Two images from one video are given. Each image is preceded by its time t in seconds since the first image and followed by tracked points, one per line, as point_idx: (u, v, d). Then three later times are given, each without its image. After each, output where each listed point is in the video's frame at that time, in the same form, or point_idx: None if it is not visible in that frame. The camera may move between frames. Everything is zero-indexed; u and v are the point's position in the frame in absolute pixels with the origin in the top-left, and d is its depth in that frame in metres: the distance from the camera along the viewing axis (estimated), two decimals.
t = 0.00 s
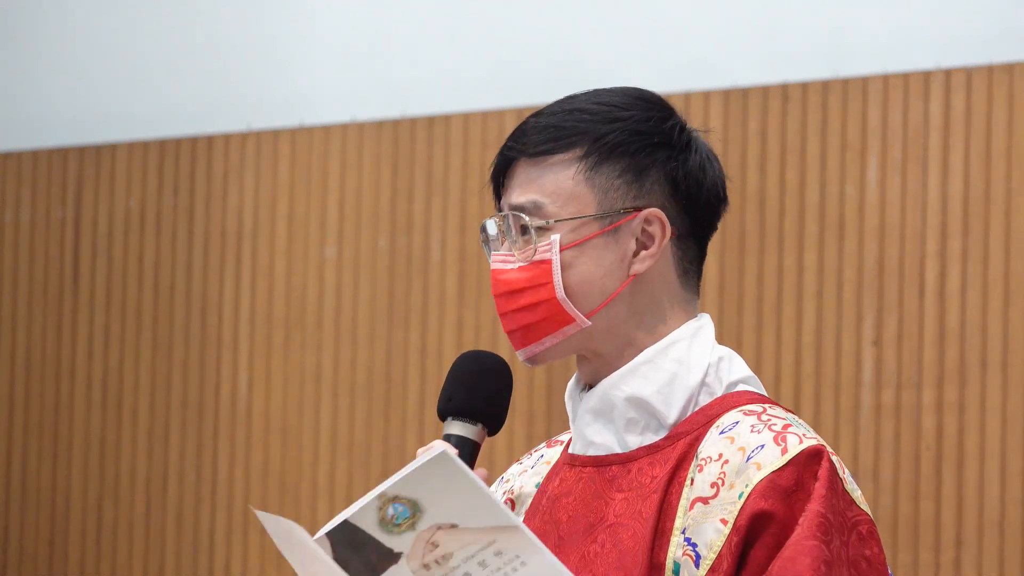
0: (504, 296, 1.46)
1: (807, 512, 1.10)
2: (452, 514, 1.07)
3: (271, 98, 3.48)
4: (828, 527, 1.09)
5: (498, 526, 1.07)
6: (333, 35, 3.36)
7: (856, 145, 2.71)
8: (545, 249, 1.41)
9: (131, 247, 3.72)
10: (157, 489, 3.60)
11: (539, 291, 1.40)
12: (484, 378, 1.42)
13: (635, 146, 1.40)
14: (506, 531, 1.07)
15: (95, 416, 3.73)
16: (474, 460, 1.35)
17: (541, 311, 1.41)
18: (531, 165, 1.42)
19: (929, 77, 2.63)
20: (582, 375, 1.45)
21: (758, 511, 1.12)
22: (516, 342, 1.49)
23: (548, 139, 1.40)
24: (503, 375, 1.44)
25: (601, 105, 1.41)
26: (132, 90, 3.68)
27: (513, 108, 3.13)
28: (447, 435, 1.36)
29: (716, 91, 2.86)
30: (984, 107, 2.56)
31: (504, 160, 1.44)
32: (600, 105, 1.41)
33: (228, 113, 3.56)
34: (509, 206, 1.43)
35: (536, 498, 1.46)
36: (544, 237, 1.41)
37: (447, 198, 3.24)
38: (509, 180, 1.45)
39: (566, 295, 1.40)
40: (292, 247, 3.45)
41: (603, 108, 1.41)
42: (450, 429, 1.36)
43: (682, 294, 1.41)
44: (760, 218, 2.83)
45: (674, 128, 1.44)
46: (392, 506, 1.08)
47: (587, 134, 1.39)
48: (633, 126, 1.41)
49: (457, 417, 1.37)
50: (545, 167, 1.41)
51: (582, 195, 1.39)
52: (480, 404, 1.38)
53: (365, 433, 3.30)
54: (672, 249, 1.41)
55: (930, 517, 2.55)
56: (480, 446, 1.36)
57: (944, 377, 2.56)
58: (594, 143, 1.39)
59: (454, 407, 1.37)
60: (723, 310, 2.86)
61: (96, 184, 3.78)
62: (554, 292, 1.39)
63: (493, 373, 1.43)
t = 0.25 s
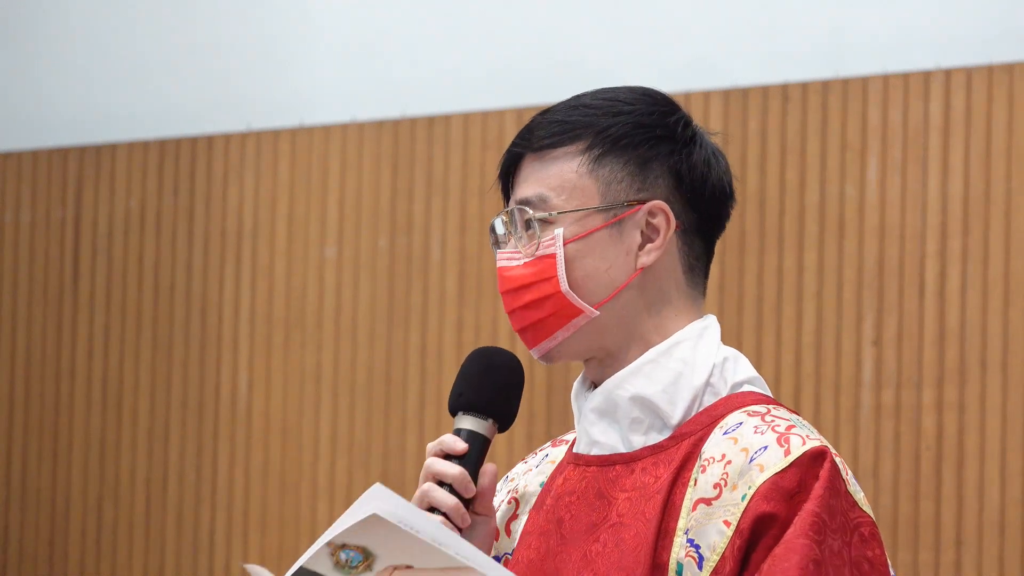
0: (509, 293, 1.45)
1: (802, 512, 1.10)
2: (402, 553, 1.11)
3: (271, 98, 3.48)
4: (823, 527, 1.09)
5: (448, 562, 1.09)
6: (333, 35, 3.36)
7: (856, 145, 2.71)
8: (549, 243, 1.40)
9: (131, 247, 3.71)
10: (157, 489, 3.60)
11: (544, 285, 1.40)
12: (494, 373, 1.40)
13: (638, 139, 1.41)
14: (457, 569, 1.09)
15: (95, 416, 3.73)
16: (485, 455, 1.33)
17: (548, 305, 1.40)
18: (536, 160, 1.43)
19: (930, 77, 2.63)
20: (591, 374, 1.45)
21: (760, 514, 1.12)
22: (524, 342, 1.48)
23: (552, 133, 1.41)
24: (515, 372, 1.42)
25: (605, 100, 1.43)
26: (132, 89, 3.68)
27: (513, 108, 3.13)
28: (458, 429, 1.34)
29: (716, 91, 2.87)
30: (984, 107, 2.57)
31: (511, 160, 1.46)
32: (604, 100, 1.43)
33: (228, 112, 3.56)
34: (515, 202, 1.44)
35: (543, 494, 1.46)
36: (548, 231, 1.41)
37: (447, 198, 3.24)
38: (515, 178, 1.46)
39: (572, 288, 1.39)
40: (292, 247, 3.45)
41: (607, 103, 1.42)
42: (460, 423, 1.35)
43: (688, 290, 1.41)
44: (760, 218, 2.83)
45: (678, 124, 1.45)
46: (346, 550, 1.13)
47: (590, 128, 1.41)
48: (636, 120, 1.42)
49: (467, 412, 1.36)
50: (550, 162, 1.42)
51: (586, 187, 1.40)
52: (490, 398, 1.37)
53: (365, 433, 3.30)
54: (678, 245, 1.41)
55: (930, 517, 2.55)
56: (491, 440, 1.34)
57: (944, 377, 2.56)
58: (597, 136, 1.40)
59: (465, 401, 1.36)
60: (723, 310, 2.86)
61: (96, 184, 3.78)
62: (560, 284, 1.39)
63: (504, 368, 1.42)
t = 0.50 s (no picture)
0: (503, 283, 1.46)
1: (801, 510, 1.10)
2: (412, 535, 1.10)
3: (271, 98, 3.48)
4: (820, 525, 1.09)
5: (458, 543, 1.09)
6: (333, 35, 3.35)
7: (856, 145, 2.71)
8: (542, 236, 1.41)
9: (131, 247, 3.71)
10: (157, 489, 3.60)
11: (535, 276, 1.41)
12: (494, 373, 1.40)
13: (639, 138, 1.41)
14: (468, 550, 1.08)
15: (95, 416, 3.73)
16: (485, 456, 1.33)
17: (537, 297, 1.41)
18: (537, 153, 1.44)
19: (930, 77, 2.63)
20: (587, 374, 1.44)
21: (760, 513, 1.12)
22: (514, 332, 1.48)
23: (554, 127, 1.42)
24: (516, 374, 1.42)
25: (610, 99, 1.43)
26: (132, 89, 3.68)
27: (513, 108, 3.13)
28: (459, 430, 1.35)
29: (716, 91, 2.87)
30: (984, 107, 2.57)
31: (514, 152, 1.47)
32: (608, 99, 1.43)
33: (228, 112, 3.56)
34: (513, 193, 1.45)
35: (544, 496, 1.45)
36: (542, 223, 1.42)
37: (447, 198, 3.24)
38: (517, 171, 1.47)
39: (561, 281, 1.40)
40: (292, 247, 3.45)
41: (611, 101, 1.43)
42: (461, 424, 1.35)
43: (684, 292, 1.40)
44: (760, 218, 2.83)
45: (681, 127, 1.45)
46: (355, 531, 1.12)
47: (592, 124, 1.41)
48: (638, 119, 1.42)
49: (468, 413, 1.36)
50: (550, 155, 1.43)
51: (582, 181, 1.40)
52: (491, 399, 1.37)
53: (365, 433, 3.30)
54: (673, 247, 1.40)
55: (930, 517, 2.55)
56: (492, 442, 1.34)
57: (944, 377, 2.56)
58: (598, 132, 1.41)
59: (466, 402, 1.36)
60: (723, 310, 2.85)
61: (96, 184, 3.78)
62: (549, 276, 1.40)
63: (504, 367, 1.42)
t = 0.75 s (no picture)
0: (500, 280, 1.46)
1: (802, 509, 1.10)
2: (412, 534, 1.10)
3: (271, 98, 3.48)
4: (821, 523, 1.09)
5: (458, 542, 1.10)
6: (333, 35, 3.35)
7: (856, 145, 2.71)
8: (540, 233, 1.41)
9: (131, 247, 3.72)
10: (157, 489, 3.60)
11: (532, 273, 1.41)
12: (493, 373, 1.40)
13: (639, 139, 1.41)
14: (468, 549, 1.09)
15: (96, 416, 3.73)
16: (484, 456, 1.33)
17: (535, 294, 1.41)
18: (538, 151, 1.44)
19: (930, 76, 2.63)
20: (586, 375, 1.44)
21: (761, 511, 1.12)
22: (510, 330, 1.48)
23: (555, 126, 1.43)
24: (514, 374, 1.42)
25: (613, 99, 1.44)
26: (131, 89, 3.68)
27: (513, 108, 3.14)
28: (458, 430, 1.34)
29: (716, 91, 2.87)
30: (984, 107, 2.57)
31: (515, 150, 1.48)
32: (611, 99, 1.43)
33: (228, 112, 3.56)
34: (513, 190, 1.45)
35: (543, 496, 1.45)
36: (541, 221, 1.42)
37: (447, 198, 3.24)
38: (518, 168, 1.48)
39: (558, 279, 1.40)
40: (292, 247, 3.45)
41: (614, 101, 1.43)
42: (460, 424, 1.35)
43: (681, 293, 1.40)
44: (760, 218, 2.83)
45: (683, 130, 1.45)
46: (356, 532, 1.13)
47: (593, 123, 1.42)
48: (640, 120, 1.42)
49: (467, 412, 1.36)
50: (551, 153, 1.43)
51: (581, 180, 1.41)
52: (491, 397, 1.37)
53: (365, 433, 3.30)
54: (671, 248, 1.40)
55: (930, 517, 2.55)
56: (491, 441, 1.34)
57: (944, 377, 2.56)
58: (599, 131, 1.41)
59: (465, 402, 1.36)
60: (724, 310, 2.86)
61: (96, 184, 3.78)
62: (546, 274, 1.40)
63: (504, 366, 1.42)
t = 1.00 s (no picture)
0: (501, 282, 1.46)
1: (803, 503, 1.10)
2: (412, 536, 1.07)
3: (271, 98, 3.48)
4: (822, 518, 1.09)
5: (459, 544, 1.07)
6: (333, 35, 3.35)
7: (856, 146, 2.71)
8: (542, 235, 1.41)
9: (131, 247, 3.72)
10: (156, 488, 3.60)
11: (535, 276, 1.41)
12: (491, 369, 1.40)
13: (641, 139, 1.41)
14: (468, 550, 1.07)
15: (96, 416, 3.73)
16: (483, 453, 1.33)
17: (538, 297, 1.41)
18: (539, 151, 1.44)
19: (930, 77, 2.63)
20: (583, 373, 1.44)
21: (761, 506, 1.12)
22: (512, 333, 1.48)
23: (556, 126, 1.42)
24: (512, 373, 1.41)
25: (614, 99, 1.43)
26: (131, 89, 3.68)
27: (512, 108, 3.13)
28: (456, 427, 1.35)
29: (716, 91, 2.87)
30: (984, 108, 2.57)
31: (515, 150, 1.47)
32: (612, 99, 1.43)
33: (228, 112, 3.56)
34: (514, 191, 1.45)
35: (538, 492, 1.45)
36: (542, 223, 1.41)
37: (447, 198, 3.24)
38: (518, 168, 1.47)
39: (561, 282, 1.40)
40: (292, 247, 3.45)
41: (615, 101, 1.43)
42: (458, 421, 1.35)
43: (683, 294, 1.40)
44: (760, 218, 2.83)
45: (684, 129, 1.45)
46: (354, 533, 1.09)
47: (594, 124, 1.41)
48: (641, 120, 1.42)
49: (465, 409, 1.36)
50: (552, 154, 1.43)
51: (583, 181, 1.40)
52: (489, 394, 1.37)
53: (365, 433, 3.30)
54: (672, 249, 1.40)
55: (930, 517, 2.55)
56: (488, 439, 1.34)
57: (944, 377, 2.56)
58: (600, 132, 1.41)
59: (462, 399, 1.37)
60: (723, 310, 2.85)
61: (96, 184, 3.78)
62: (550, 277, 1.40)
63: (501, 363, 1.42)
